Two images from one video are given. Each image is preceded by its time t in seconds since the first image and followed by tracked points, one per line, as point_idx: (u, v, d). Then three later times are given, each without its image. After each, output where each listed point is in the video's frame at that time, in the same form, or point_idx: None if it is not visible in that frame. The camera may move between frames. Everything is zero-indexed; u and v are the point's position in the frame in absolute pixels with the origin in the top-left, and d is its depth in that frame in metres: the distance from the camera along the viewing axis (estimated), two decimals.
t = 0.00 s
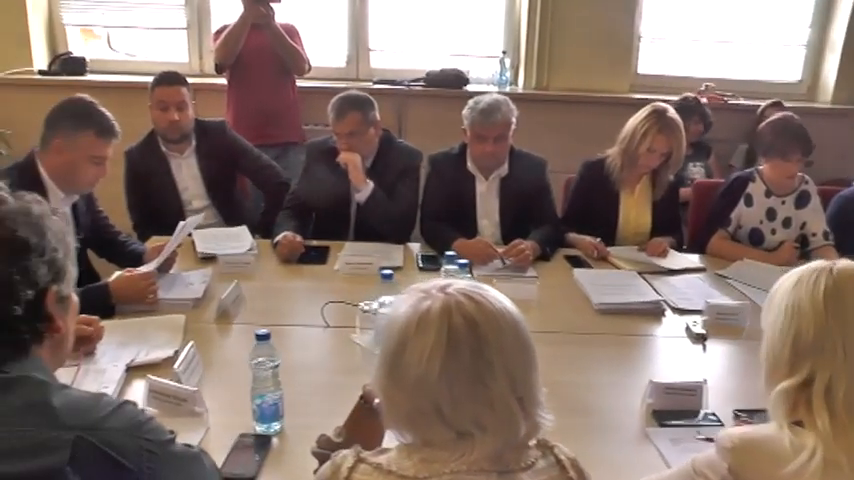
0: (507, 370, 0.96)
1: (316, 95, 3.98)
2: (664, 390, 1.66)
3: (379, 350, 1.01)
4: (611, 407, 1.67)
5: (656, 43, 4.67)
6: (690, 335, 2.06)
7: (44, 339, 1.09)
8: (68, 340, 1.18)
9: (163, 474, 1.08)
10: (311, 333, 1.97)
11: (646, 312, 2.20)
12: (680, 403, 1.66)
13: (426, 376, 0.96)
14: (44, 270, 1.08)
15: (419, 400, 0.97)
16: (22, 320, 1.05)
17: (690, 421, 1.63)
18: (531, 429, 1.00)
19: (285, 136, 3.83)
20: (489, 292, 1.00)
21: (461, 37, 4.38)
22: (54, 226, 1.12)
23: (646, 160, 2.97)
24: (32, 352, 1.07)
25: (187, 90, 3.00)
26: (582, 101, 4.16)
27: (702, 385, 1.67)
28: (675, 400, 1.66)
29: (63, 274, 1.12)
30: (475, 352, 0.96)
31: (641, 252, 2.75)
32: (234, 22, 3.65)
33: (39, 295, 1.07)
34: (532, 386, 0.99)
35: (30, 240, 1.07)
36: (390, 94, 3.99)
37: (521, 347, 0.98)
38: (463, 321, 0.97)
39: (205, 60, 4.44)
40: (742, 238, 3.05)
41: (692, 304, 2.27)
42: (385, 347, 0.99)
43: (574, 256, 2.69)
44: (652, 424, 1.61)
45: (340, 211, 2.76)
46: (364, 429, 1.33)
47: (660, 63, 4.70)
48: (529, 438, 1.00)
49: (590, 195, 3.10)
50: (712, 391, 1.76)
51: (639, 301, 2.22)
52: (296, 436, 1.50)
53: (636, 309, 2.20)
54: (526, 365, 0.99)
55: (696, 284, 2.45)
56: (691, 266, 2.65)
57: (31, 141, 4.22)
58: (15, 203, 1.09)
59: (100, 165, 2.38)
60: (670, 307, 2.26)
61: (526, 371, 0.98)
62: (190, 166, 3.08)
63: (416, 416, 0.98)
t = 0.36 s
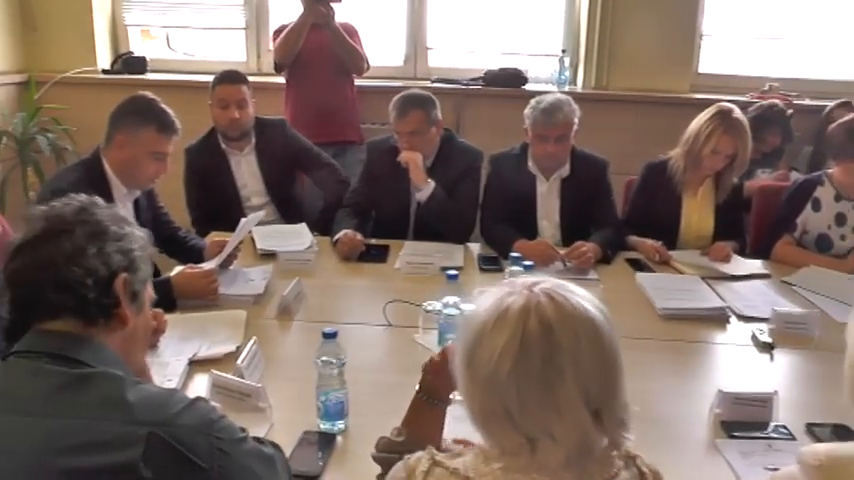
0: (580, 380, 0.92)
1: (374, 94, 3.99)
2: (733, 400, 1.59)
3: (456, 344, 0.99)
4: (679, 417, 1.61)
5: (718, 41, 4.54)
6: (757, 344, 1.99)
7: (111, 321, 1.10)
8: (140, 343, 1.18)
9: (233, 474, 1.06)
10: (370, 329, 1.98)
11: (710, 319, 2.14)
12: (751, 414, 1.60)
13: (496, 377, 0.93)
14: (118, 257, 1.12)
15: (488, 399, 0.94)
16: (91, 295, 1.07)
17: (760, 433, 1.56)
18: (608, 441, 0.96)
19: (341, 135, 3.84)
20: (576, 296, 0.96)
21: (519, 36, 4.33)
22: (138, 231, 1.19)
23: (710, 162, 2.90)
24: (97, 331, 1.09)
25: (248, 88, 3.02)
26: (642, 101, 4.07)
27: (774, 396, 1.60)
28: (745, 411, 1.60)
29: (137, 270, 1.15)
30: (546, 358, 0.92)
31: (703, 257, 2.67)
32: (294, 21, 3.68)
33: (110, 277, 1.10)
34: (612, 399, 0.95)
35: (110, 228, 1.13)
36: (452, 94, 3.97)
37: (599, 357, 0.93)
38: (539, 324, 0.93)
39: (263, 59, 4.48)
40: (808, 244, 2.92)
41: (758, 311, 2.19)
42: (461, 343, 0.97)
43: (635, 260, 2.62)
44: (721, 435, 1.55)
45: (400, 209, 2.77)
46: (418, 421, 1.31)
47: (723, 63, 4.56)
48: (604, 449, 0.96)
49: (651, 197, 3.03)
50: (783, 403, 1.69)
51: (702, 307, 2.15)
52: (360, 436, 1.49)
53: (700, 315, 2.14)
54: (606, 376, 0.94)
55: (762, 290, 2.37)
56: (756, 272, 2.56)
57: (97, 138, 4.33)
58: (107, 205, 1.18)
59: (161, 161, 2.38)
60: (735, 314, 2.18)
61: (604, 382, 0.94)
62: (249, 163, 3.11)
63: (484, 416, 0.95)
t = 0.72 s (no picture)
0: (665, 387, 0.92)
1: (432, 92, 3.99)
2: (806, 412, 1.53)
3: (547, 344, 1.01)
4: (748, 427, 1.56)
5: (784, 38, 4.39)
6: (827, 352, 1.91)
7: (187, 315, 1.12)
8: (218, 345, 1.19)
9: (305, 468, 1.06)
10: (430, 328, 1.96)
11: (777, 326, 2.07)
12: (825, 427, 1.54)
13: (581, 376, 0.95)
14: (199, 255, 1.15)
15: (571, 398, 0.96)
16: (167, 287, 1.10)
17: (835, 446, 1.50)
18: (693, 456, 0.96)
19: (399, 133, 3.84)
20: (668, 302, 0.97)
21: (578, 34, 4.27)
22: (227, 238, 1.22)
23: (776, 164, 2.80)
24: (173, 321, 1.11)
25: (308, 85, 3.03)
26: (703, 100, 3.98)
27: (849, 409, 1.53)
28: (819, 423, 1.54)
29: (218, 271, 1.17)
30: (631, 362, 0.93)
31: (767, 261, 2.58)
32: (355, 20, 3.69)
33: (190, 272, 1.12)
34: (699, 412, 0.95)
35: (196, 230, 1.18)
36: (511, 92, 3.94)
37: (687, 366, 0.93)
38: (627, 327, 0.94)
39: (321, 57, 4.51)
40: None
41: (828, 318, 2.10)
42: (552, 342, 1.00)
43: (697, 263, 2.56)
44: (793, 447, 1.49)
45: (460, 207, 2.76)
46: (493, 424, 1.31)
47: (789, 60, 4.41)
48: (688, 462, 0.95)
49: (714, 199, 2.95)
50: None
51: (769, 314, 2.08)
52: (426, 435, 1.48)
53: (766, 322, 2.07)
54: (692, 386, 0.93)
55: (831, 296, 2.28)
56: (821, 277, 2.46)
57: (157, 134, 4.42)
58: (201, 213, 1.24)
59: (223, 157, 2.42)
60: (803, 321, 2.10)
61: (690, 393, 0.94)
62: (309, 160, 3.14)
63: (566, 415, 0.97)
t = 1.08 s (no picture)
0: (762, 393, 0.91)
1: (494, 88, 3.96)
2: None
3: (635, 347, 1.01)
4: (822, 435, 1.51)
5: None
6: None
7: (262, 307, 1.10)
8: (295, 332, 1.18)
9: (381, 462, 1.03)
10: (494, 326, 1.95)
11: (849, 334, 1.99)
12: None
13: (673, 380, 0.94)
14: (270, 246, 1.12)
15: (662, 403, 0.95)
16: (239, 281, 1.08)
17: None
18: (784, 465, 0.93)
19: (460, 129, 3.82)
20: (762, 306, 0.95)
21: (641, 31, 4.18)
22: (299, 223, 1.18)
23: (848, 164, 2.70)
24: (249, 314, 1.10)
25: (372, 81, 3.04)
26: (769, 99, 3.87)
27: None
28: None
29: (292, 260, 1.14)
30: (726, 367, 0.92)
31: (837, 266, 2.49)
32: (419, 15, 3.71)
33: (262, 265, 1.10)
34: (791, 420, 0.93)
35: (266, 218, 1.14)
36: (571, 89, 3.92)
37: (782, 372, 0.92)
38: (722, 331, 0.93)
39: (381, 53, 4.52)
40: None
41: None
42: (640, 345, 0.99)
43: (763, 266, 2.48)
44: None
45: (522, 205, 2.76)
46: (570, 428, 1.30)
47: None
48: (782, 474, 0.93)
49: (782, 200, 2.86)
50: None
51: (840, 321, 2.01)
52: (495, 433, 1.47)
53: (838, 329, 2.00)
54: (788, 392, 0.92)
55: None
56: None
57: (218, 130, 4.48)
58: (270, 197, 1.20)
59: (289, 151, 2.43)
60: None
61: (785, 400, 0.92)
62: (371, 155, 3.15)
63: (657, 419, 0.96)
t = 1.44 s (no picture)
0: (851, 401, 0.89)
1: (553, 84, 3.94)
2: None
3: (710, 354, 0.98)
4: None
5: None
6: None
7: (335, 299, 1.08)
8: (367, 319, 1.16)
9: (458, 456, 1.01)
10: (556, 323, 1.94)
11: None
12: None
13: (757, 389, 0.91)
14: (340, 236, 1.09)
15: (745, 412, 0.92)
16: (311, 275, 1.06)
17: None
18: None
19: (520, 123, 3.81)
20: (842, 308, 0.93)
21: (703, 25, 4.10)
22: (368, 208, 1.14)
23: None
24: (323, 306, 1.08)
25: (432, 75, 3.05)
26: (837, 96, 3.75)
27: None
28: None
29: (362, 249, 1.11)
30: (815, 375, 0.89)
31: None
32: (480, 9, 3.66)
33: (333, 257, 1.07)
34: None
35: (335, 207, 1.10)
36: (632, 85, 3.85)
37: None
38: (807, 335, 0.90)
39: (439, 47, 4.52)
40: None
41: None
42: (716, 352, 0.97)
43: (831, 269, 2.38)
44: None
45: (583, 202, 2.79)
46: (640, 429, 1.28)
47: None
48: None
49: None
50: None
51: None
52: (559, 432, 1.46)
53: None
54: None
55: None
56: None
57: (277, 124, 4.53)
58: (337, 182, 1.15)
59: (352, 144, 2.44)
60: None
61: None
62: (431, 149, 3.15)
63: (737, 427, 0.93)
